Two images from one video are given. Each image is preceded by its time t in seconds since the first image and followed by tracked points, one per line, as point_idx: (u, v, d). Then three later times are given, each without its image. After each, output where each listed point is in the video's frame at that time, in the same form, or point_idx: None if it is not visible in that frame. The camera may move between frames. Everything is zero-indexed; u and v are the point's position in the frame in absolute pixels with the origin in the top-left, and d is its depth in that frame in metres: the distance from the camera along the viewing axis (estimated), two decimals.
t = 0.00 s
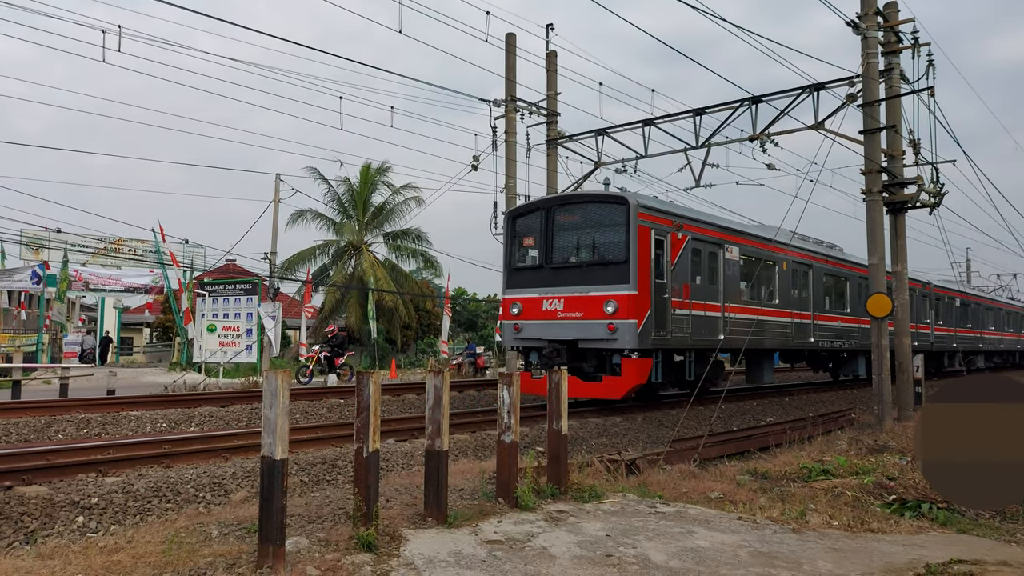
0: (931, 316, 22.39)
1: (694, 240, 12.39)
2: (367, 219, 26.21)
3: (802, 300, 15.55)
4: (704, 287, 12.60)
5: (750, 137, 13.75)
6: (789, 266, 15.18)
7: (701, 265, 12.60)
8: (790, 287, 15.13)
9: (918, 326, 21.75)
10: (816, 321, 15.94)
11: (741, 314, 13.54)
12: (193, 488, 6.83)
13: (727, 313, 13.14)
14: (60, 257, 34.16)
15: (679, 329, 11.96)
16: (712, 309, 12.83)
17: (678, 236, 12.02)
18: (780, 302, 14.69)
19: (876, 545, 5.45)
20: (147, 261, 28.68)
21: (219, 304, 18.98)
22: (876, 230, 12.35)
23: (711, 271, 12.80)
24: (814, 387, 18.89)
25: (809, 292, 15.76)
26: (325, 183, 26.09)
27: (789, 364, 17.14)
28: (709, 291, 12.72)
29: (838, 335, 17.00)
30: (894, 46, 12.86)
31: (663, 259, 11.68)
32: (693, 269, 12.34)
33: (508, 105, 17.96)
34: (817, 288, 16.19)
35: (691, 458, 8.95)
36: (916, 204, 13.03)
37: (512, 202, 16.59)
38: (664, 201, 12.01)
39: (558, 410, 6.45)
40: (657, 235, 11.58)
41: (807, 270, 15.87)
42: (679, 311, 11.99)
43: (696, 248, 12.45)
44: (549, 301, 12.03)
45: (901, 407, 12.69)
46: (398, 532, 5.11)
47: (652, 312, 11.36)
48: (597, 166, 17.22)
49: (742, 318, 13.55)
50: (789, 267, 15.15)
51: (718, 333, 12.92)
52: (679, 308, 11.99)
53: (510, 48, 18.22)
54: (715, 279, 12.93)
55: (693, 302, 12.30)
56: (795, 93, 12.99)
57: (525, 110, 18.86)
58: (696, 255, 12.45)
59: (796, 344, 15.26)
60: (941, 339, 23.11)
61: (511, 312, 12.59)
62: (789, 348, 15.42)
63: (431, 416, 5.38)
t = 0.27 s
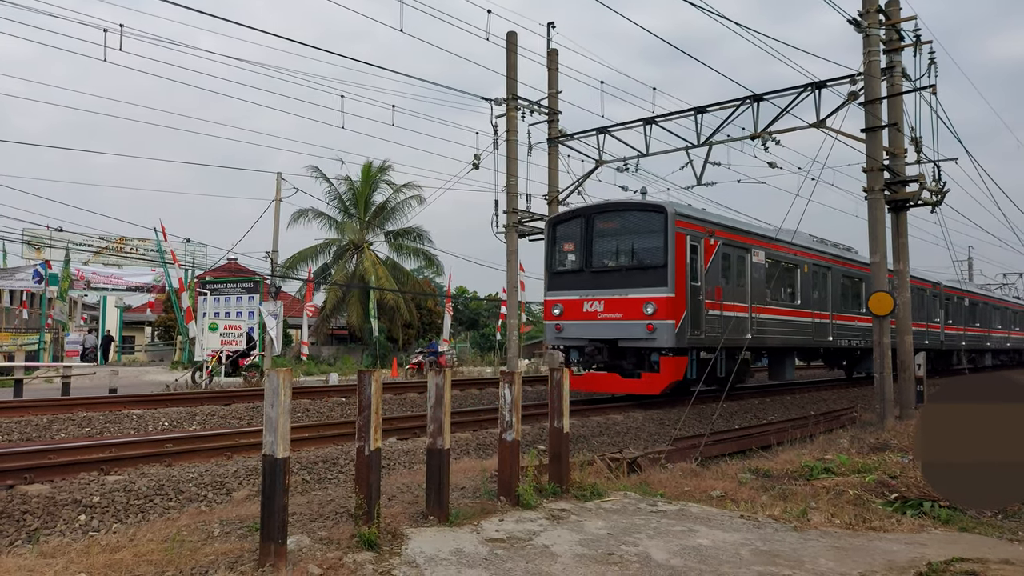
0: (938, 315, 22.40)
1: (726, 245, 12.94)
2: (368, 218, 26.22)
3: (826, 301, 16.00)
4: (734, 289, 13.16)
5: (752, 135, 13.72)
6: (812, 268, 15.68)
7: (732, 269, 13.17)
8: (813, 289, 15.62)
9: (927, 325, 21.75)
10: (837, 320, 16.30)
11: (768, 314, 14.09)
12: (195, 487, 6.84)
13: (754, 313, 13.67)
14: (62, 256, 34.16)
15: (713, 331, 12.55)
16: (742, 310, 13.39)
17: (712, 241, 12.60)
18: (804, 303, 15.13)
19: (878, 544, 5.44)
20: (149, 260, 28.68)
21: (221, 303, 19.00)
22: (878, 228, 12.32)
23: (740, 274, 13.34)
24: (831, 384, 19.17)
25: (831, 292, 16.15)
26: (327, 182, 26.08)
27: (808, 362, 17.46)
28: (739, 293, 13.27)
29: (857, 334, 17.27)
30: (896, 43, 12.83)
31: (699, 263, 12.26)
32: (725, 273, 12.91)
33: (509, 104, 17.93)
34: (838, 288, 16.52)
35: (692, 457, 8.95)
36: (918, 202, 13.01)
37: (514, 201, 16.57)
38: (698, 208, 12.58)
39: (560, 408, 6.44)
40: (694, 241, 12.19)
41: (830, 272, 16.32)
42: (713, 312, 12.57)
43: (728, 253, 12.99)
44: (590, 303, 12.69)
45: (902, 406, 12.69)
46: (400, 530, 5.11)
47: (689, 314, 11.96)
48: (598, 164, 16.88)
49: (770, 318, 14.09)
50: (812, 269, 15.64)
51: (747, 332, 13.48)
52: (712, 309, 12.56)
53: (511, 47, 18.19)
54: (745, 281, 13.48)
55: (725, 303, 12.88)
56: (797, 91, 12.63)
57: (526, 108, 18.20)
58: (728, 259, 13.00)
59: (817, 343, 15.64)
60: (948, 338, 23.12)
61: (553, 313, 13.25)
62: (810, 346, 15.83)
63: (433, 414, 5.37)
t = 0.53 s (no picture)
0: (946, 314, 22.46)
1: (752, 249, 13.82)
2: (369, 216, 26.24)
3: (841, 302, 16.72)
4: (759, 290, 14.00)
5: (753, 133, 13.70)
6: (829, 271, 16.44)
7: (757, 271, 14.00)
8: (830, 290, 16.34)
9: (936, 325, 21.85)
10: (852, 320, 17.05)
11: (790, 314, 14.88)
12: (197, 485, 6.85)
13: (777, 312, 14.46)
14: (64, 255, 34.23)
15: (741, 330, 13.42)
16: (766, 310, 14.23)
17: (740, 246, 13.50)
18: (823, 303, 15.93)
19: (879, 542, 5.44)
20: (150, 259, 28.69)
21: (222, 301, 19.02)
22: (880, 227, 12.31)
23: (764, 276, 14.20)
24: (843, 381, 19.76)
25: (847, 294, 16.93)
26: (328, 181, 26.08)
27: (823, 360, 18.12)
28: (763, 294, 14.13)
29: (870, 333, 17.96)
30: (898, 41, 12.81)
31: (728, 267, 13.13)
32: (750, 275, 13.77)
33: (511, 102, 17.92)
34: (853, 289, 17.27)
35: (694, 455, 8.96)
36: (920, 200, 13.00)
37: (515, 199, 16.57)
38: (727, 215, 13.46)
39: (561, 407, 6.44)
40: (725, 245, 13.07)
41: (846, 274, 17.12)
42: (741, 313, 13.45)
43: (753, 256, 13.87)
44: (626, 304, 13.57)
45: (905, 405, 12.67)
46: (401, 528, 5.11)
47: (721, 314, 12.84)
48: (600, 162, 16.58)
49: (790, 317, 14.90)
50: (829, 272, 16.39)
51: (770, 330, 14.30)
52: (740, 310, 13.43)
53: (513, 45, 18.18)
54: (768, 282, 14.32)
55: (751, 304, 13.74)
56: (799, 89, 12.41)
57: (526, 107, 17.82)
58: (753, 262, 13.86)
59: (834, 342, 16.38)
60: (955, 336, 23.16)
61: (591, 313, 14.17)
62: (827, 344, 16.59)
63: (434, 413, 5.36)
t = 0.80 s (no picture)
0: (956, 313, 22.59)
1: (778, 252, 14.30)
2: (371, 215, 26.25)
3: (861, 302, 17.14)
4: (785, 291, 14.47)
5: (754, 131, 13.70)
6: (849, 272, 16.86)
7: (783, 272, 14.46)
8: (850, 291, 16.75)
9: (947, 324, 22.02)
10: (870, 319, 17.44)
11: (813, 314, 15.33)
12: (198, 484, 6.86)
13: (801, 313, 14.91)
14: (65, 254, 34.26)
15: (768, 329, 13.90)
16: (791, 310, 14.69)
17: (766, 250, 13.99)
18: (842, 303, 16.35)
19: (881, 540, 5.44)
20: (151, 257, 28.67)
21: (223, 300, 19.02)
22: (881, 224, 12.29)
23: (789, 277, 14.66)
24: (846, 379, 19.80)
25: (865, 294, 17.33)
26: (328, 179, 26.08)
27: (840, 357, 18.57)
28: (788, 295, 14.58)
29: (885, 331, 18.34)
30: (899, 39, 12.79)
31: (755, 269, 13.63)
32: (776, 276, 14.25)
33: (512, 100, 17.90)
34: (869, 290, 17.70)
35: (695, 453, 8.96)
36: (922, 198, 12.99)
37: (516, 197, 16.56)
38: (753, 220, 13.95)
39: (563, 405, 6.43)
40: (753, 249, 13.56)
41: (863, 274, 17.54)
42: (768, 313, 13.93)
43: (779, 258, 14.34)
44: (658, 305, 14.10)
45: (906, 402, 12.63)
46: (402, 527, 5.12)
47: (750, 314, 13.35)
48: (602, 161, 16.77)
49: (813, 318, 15.35)
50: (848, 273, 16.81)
51: (795, 329, 14.74)
52: (767, 310, 13.92)
53: (514, 43, 18.15)
54: (792, 284, 14.79)
55: (777, 304, 14.22)
56: (800, 86, 13.01)
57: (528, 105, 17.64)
58: (778, 264, 14.33)
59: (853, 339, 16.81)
60: (964, 335, 23.31)
61: (623, 313, 14.70)
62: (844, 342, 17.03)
63: (436, 411, 5.36)
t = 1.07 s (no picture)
0: (965, 313, 22.85)
1: (799, 255, 14.88)
2: (372, 214, 26.25)
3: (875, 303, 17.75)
4: (806, 292, 15.05)
5: (755, 129, 13.68)
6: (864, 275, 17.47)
7: (804, 275, 15.05)
8: (865, 292, 17.35)
9: (956, 323, 22.32)
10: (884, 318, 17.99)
11: (832, 314, 15.91)
12: (200, 483, 6.86)
13: (821, 313, 15.49)
14: (66, 253, 34.27)
15: (792, 329, 14.50)
16: (811, 311, 15.26)
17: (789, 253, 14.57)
18: (858, 303, 16.92)
19: (883, 539, 5.43)
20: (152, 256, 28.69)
21: (225, 299, 19.02)
22: (882, 222, 12.27)
23: (810, 280, 15.24)
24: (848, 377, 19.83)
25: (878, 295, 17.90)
26: (329, 178, 26.09)
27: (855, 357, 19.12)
28: (809, 296, 15.17)
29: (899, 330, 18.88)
30: (901, 37, 12.77)
31: (780, 271, 14.21)
32: (798, 278, 14.83)
33: (513, 99, 17.88)
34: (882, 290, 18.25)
35: (696, 452, 8.96)
36: (923, 196, 12.96)
37: (517, 196, 16.55)
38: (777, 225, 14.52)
39: (563, 404, 6.42)
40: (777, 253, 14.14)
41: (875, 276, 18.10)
42: (791, 313, 14.51)
43: (801, 261, 14.92)
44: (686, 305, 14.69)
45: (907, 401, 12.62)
46: (403, 526, 5.12)
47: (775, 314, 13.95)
48: (602, 159, 16.74)
49: (832, 318, 15.94)
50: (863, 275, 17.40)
51: (815, 329, 15.32)
52: (790, 310, 14.51)
53: (515, 41, 18.13)
54: (812, 286, 15.38)
55: (799, 305, 14.80)
56: (801, 85, 12.52)
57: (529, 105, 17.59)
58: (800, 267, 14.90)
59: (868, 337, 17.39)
60: (972, 335, 23.57)
61: (653, 314, 15.28)
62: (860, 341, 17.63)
63: (436, 410, 5.35)
